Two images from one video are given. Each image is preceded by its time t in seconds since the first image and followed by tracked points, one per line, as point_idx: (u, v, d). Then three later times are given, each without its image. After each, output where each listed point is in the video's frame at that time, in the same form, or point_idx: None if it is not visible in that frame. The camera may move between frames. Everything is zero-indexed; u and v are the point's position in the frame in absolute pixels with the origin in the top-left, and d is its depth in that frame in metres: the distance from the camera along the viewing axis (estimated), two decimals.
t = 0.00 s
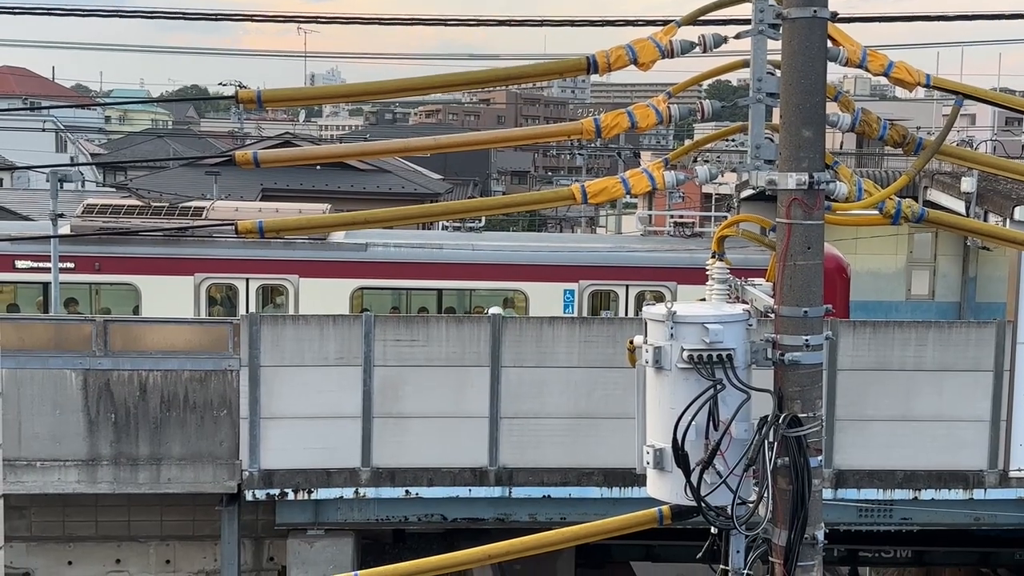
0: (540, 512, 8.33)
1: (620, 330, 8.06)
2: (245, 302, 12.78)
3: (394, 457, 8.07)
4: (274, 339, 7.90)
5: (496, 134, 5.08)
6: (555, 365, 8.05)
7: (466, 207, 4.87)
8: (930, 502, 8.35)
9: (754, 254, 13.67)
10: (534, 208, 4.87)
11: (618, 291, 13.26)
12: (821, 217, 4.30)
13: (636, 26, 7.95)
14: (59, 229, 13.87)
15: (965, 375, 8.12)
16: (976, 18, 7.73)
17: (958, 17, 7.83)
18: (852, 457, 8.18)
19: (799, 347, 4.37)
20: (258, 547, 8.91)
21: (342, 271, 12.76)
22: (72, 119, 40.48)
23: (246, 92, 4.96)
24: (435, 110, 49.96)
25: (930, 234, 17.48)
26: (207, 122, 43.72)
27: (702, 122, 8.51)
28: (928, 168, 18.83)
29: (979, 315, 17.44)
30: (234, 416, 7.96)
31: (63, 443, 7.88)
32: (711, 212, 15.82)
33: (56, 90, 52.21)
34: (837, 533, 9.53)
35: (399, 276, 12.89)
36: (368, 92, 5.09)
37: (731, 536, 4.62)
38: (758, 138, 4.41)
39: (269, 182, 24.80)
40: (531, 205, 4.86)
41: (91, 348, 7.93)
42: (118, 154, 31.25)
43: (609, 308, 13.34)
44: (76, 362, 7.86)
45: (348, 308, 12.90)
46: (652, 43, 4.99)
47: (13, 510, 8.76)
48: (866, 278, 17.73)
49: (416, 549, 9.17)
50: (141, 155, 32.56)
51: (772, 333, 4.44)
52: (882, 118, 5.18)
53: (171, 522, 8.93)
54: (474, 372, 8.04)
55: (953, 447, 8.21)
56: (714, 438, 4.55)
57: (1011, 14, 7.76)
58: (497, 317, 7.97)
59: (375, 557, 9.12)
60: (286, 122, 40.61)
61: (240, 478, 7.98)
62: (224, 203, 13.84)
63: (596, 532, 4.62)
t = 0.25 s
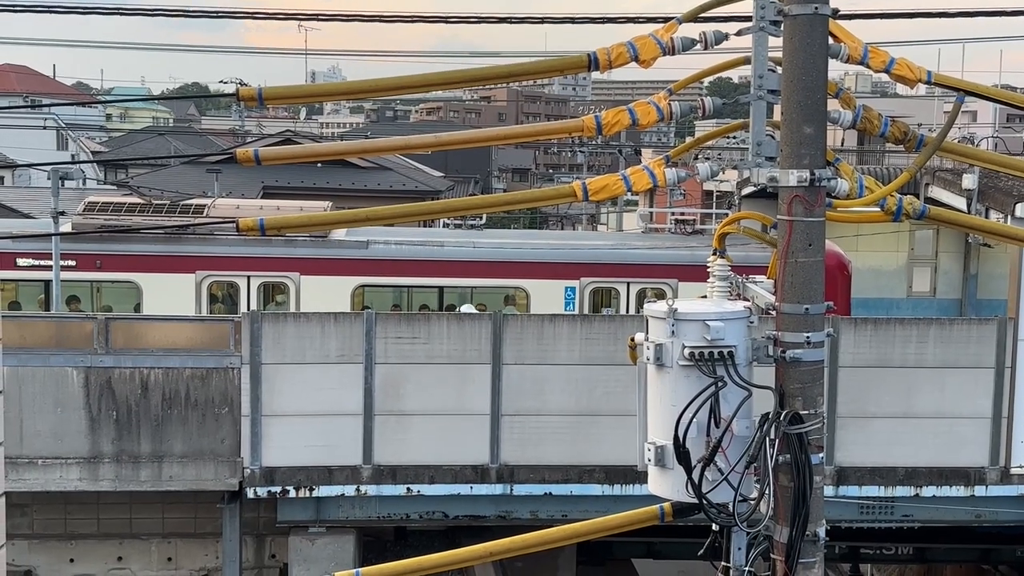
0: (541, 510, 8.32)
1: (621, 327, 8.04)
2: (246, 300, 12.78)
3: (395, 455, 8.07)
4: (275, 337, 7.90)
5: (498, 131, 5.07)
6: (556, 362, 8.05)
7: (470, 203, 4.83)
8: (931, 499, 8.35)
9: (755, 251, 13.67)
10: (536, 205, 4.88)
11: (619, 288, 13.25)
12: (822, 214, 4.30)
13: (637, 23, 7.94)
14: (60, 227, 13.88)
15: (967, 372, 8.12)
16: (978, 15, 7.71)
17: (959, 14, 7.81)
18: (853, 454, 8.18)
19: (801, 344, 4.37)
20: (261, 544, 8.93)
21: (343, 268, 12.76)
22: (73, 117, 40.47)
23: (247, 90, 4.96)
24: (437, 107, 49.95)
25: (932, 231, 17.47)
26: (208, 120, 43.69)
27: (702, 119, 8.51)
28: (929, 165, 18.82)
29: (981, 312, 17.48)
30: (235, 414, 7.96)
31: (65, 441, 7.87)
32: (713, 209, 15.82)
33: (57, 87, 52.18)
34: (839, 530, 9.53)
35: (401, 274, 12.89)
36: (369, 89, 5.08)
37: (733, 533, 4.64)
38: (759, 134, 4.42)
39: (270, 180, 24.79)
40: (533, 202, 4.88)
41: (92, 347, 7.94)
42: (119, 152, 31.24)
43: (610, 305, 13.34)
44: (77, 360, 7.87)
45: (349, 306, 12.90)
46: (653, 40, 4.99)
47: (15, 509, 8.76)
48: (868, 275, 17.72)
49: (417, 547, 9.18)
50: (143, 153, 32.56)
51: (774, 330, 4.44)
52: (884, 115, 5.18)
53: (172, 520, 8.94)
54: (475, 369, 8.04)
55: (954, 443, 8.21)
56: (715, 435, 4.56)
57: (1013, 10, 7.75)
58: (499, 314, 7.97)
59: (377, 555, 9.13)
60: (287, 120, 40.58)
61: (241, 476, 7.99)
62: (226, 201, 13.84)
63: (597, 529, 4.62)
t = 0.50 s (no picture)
0: (543, 506, 8.33)
1: (622, 324, 8.04)
2: (247, 297, 12.78)
3: (396, 451, 8.08)
4: (276, 333, 7.90)
5: (497, 128, 5.08)
6: (557, 359, 8.06)
7: (471, 201, 4.80)
8: (932, 496, 8.35)
9: (756, 247, 13.66)
10: (537, 201, 4.88)
11: (620, 285, 13.24)
12: (823, 210, 4.30)
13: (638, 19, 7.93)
14: (62, 224, 13.89)
15: (968, 368, 8.12)
16: (979, 11, 7.70)
17: (960, 10, 7.79)
18: (854, 450, 8.18)
19: (802, 340, 4.36)
20: (263, 541, 8.96)
21: (344, 265, 12.77)
22: (75, 114, 40.46)
23: (248, 86, 4.96)
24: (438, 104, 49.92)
25: (933, 227, 17.47)
26: (209, 117, 43.67)
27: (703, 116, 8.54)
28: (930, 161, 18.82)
29: (981, 308, 17.47)
30: (236, 411, 7.97)
31: (66, 438, 7.88)
32: (714, 206, 15.81)
33: (57, 84, 52.16)
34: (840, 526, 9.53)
35: (402, 271, 12.89)
36: (370, 86, 5.07)
37: (734, 529, 4.63)
38: (761, 130, 4.44)
39: (271, 177, 24.79)
40: (534, 198, 4.87)
41: (93, 344, 7.93)
42: (120, 149, 31.24)
43: (611, 302, 13.33)
44: (78, 357, 7.87)
45: (351, 302, 12.91)
46: (654, 36, 4.98)
47: (16, 505, 8.77)
48: (869, 271, 17.71)
49: (418, 543, 9.19)
50: (143, 150, 32.55)
51: (775, 326, 4.44)
52: (885, 111, 5.18)
53: (174, 516, 8.95)
54: (476, 366, 8.04)
55: (955, 439, 8.21)
56: (717, 431, 4.57)
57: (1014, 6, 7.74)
58: (500, 311, 7.97)
59: (378, 551, 9.14)
60: (288, 117, 40.54)
61: (243, 473, 7.99)
62: (226, 198, 13.84)
63: (598, 526, 4.62)
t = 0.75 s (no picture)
0: (543, 503, 8.34)
1: (622, 321, 8.04)
2: (248, 294, 12.78)
3: (397, 449, 8.08)
4: (276, 331, 7.89)
5: (497, 125, 5.09)
6: (558, 356, 8.05)
7: (471, 199, 4.84)
8: (933, 492, 8.36)
9: (757, 244, 13.66)
10: (537, 197, 4.86)
11: (621, 282, 13.24)
12: (824, 206, 4.30)
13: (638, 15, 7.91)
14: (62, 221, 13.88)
15: (969, 365, 8.11)
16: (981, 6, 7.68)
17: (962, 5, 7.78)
18: (855, 447, 8.18)
19: (803, 337, 4.36)
20: (264, 538, 8.99)
21: (345, 262, 12.77)
22: (75, 111, 40.45)
23: (248, 83, 4.96)
24: (438, 101, 49.89)
25: (934, 223, 17.45)
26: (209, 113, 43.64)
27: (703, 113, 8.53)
28: (931, 158, 18.80)
29: (982, 305, 17.47)
30: (237, 408, 7.96)
31: (67, 435, 7.89)
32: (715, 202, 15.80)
33: (57, 81, 52.14)
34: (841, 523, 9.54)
35: (402, 268, 12.89)
36: (370, 82, 5.07)
37: (734, 526, 4.63)
38: (761, 127, 4.44)
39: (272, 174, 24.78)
40: (535, 193, 4.85)
41: (94, 341, 7.93)
42: (120, 146, 31.22)
43: (612, 299, 13.33)
44: (79, 354, 7.87)
45: (352, 300, 12.91)
46: (654, 32, 4.98)
47: (17, 503, 8.78)
48: (869, 268, 17.70)
49: (419, 540, 9.21)
50: (144, 147, 32.54)
51: (776, 323, 4.44)
52: (886, 107, 5.16)
53: (175, 513, 8.97)
54: (477, 363, 8.04)
55: (957, 436, 8.21)
56: (717, 428, 4.55)
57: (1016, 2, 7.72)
58: (500, 308, 7.96)
59: (379, 548, 9.14)
60: (288, 113, 40.51)
61: (243, 470, 8.00)
62: (227, 195, 13.83)
63: (598, 522, 4.62)
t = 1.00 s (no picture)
0: (544, 499, 8.34)
1: (623, 317, 8.04)
2: (248, 291, 12.78)
3: (397, 445, 8.08)
4: (277, 327, 7.90)
5: (496, 121, 5.08)
6: (558, 352, 8.05)
7: (472, 195, 4.86)
8: (933, 488, 8.35)
9: (757, 240, 13.65)
10: (536, 195, 4.86)
11: (621, 278, 13.24)
12: (824, 202, 4.30)
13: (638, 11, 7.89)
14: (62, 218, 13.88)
15: (969, 361, 8.11)
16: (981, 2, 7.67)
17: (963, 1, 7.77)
18: (855, 443, 8.18)
19: (803, 333, 4.37)
20: (264, 534, 9.02)
21: (345, 259, 12.77)
22: (75, 109, 40.44)
23: (248, 80, 4.96)
24: (438, 98, 49.85)
25: (935, 219, 17.45)
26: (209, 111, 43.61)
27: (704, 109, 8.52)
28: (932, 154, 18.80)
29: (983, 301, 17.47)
30: (238, 405, 7.98)
31: (67, 432, 7.90)
32: (715, 199, 15.79)
33: (58, 79, 52.16)
34: (841, 519, 9.55)
35: (403, 264, 12.89)
36: (369, 79, 5.07)
37: (734, 522, 4.67)
38: (762, 123, 4.42)
39: (272, 171, 24.78)
40: (534, 192, 4.86)
41: (95, 337, 7.94)
42: (121, 143, 31.20)
43: (612, 295, 13.33)
44: (79, 351, 7.87)
45: (352, 296, 12.91)
46: (654, 28, 4.97)
47: (19, 499, 8.80)
48: (869, 264, 17.69)
49: (420, 536, 9.23)
50: (144, 144, 32.53)
51: (776, 318, 4.44)
52: (886, 103, 5.17)
53: (176, 510, 8.98)
54: (477, 360, 8.04)
55: (958, 432, 8.21)
56: (717, 424, 4.54)
57: None
58: (501, 304, 7.96)
59: (380, 545, 9.15)
60: (288, 111, 40.46)
61: (244, 466, 8.00)
62: (227, 192, 13.83)
63: (599, 518, 4.63)
